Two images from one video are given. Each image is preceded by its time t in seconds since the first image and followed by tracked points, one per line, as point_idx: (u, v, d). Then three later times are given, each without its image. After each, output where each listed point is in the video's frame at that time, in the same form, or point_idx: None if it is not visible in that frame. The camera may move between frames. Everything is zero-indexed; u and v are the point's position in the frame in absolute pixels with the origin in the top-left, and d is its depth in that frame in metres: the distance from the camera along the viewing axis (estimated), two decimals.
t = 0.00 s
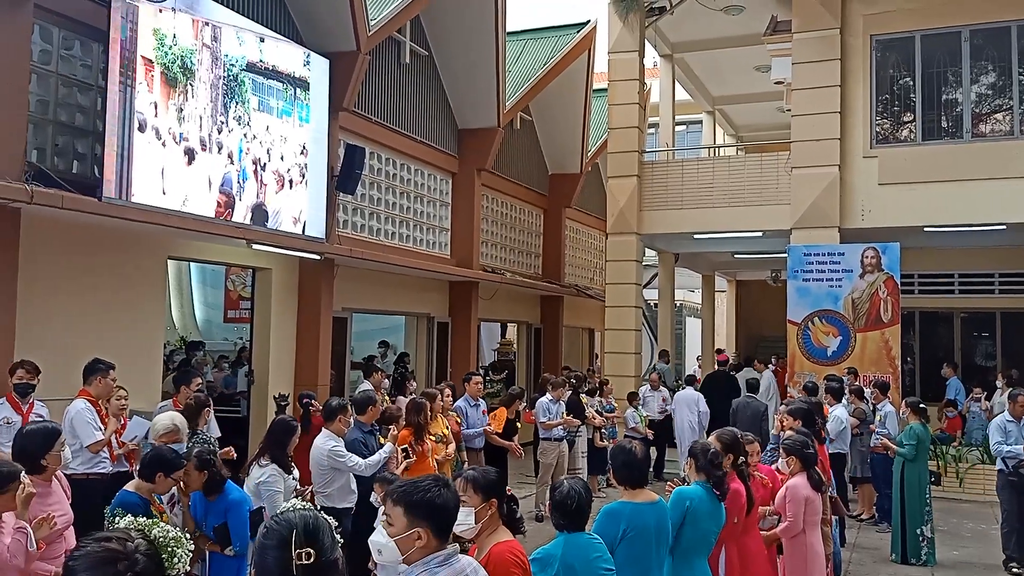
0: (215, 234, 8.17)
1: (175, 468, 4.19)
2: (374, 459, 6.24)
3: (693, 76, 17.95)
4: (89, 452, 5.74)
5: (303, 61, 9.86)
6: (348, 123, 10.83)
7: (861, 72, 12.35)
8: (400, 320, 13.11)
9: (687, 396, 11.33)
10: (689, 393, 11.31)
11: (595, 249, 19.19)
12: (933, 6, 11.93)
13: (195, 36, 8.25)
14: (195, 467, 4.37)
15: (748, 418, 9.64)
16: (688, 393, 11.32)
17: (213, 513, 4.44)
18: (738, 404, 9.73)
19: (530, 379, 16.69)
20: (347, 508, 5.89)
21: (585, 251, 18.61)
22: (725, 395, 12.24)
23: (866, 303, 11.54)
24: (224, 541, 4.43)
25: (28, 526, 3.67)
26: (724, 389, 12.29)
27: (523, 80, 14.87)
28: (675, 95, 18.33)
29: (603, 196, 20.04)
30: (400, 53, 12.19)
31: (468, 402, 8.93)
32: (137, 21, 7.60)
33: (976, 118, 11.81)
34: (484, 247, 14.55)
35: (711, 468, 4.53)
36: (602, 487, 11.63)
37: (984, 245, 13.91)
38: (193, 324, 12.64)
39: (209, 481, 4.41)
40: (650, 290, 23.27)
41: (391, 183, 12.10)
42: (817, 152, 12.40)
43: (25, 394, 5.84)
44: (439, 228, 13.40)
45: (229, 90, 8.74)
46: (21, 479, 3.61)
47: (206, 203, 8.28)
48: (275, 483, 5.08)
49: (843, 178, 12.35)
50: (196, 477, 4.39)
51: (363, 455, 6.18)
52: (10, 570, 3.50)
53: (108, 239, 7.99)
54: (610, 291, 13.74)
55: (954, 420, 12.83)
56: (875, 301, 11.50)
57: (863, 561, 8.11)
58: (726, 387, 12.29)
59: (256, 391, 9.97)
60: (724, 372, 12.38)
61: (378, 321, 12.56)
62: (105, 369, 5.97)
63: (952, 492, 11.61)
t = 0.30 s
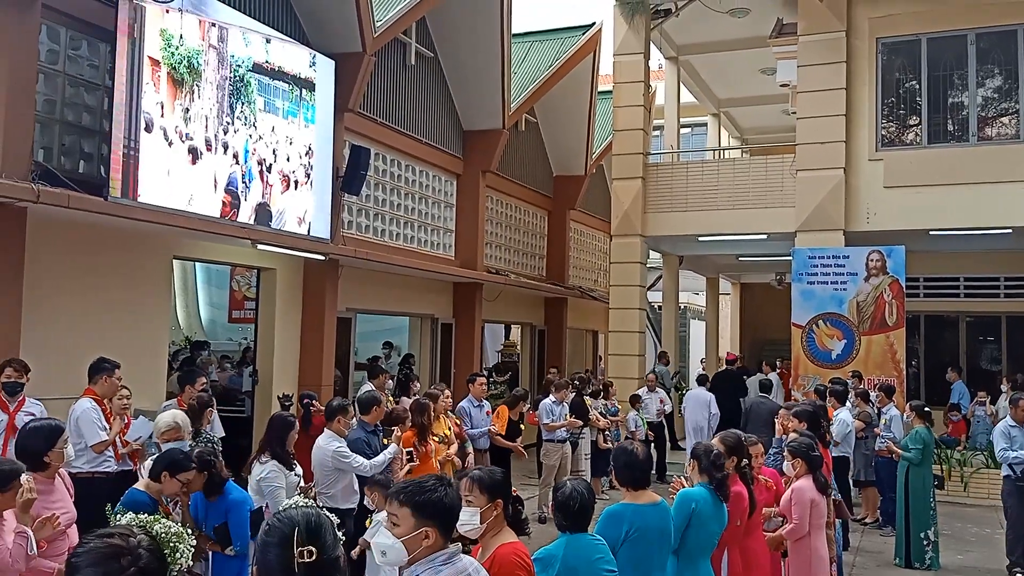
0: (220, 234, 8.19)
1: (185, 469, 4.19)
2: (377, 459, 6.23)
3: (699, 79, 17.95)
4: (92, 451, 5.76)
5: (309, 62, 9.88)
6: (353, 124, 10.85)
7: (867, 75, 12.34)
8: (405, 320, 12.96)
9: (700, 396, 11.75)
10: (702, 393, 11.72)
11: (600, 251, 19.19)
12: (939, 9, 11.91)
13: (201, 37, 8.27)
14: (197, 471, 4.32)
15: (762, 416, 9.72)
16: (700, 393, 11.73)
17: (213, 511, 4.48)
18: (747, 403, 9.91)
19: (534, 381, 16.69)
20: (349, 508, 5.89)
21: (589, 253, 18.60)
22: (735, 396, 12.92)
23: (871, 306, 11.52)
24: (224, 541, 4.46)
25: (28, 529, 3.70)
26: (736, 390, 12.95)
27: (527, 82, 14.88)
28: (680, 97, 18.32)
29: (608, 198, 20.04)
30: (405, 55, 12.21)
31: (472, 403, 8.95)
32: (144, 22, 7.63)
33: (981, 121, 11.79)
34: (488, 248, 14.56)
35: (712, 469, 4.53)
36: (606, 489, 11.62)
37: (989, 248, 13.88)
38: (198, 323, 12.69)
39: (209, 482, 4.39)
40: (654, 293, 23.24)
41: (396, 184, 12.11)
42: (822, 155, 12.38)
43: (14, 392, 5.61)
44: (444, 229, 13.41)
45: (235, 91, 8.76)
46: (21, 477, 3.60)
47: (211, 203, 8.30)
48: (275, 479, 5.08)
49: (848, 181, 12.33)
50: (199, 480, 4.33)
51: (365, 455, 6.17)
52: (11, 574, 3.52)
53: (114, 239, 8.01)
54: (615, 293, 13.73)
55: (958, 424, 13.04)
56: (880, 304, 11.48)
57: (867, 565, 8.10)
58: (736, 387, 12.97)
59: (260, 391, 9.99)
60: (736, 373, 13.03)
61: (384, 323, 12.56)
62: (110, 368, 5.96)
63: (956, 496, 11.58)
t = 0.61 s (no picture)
0: (220, 233, 8.17)
1: (183, 469, 4.16)
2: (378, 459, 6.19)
3: (701, 80, 17.93)
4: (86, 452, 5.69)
5: (310, 62, 9.87)
6: (354, 124, 10.84)
7: (869, 76, 12.31)
8: (405, 321, 13.00)
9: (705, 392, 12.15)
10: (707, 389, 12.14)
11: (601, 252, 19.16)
12: (941, 10, 11.88)
13: (201, 36, 8.26)
14: (199, 469, 4.33)
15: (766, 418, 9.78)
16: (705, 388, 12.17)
17: (212, 511, 4.46)
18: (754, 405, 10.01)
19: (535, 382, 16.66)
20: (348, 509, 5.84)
21: (590, 254, 18.56)
22: (742, 397, 12.94)
23: (873, 308, 11.49)
24: (222, 540, 4.44)
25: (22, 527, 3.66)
26: (745, 391, 12.96)
27: (529, 83, 14.87)
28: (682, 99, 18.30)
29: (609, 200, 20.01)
30: (407, 55, 12.20)
31: (473, 404, 8.69)
32: (144, 21, 7.62)
33: (984, 123, 11.76)
34: (490, 249, 14.54)
35: (712, 469, 4.51)
36: (606, 491, 11.59)
37: (991, 250, 13.84)
38: (199, 324, 12.65)
39: (210, 481, 4.40)
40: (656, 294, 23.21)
41: (397, 185, 12.09)
42: (824, 156, 12.34)
43: (8, 392, 5.58)
44: (445, 230, 13.39)
45: (235, 90, 8.74)
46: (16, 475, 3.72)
47: (211, 203, 8.29)
48: (267, 473, 5.09)
49: (850, 182, 12.30)
50: (200, 478, 4.35)
51: (364, 454, 6.13)
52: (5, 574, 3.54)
53: (113, 237, 7.99)
54: (615, 294, 13.71)
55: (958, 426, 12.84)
56: (881, 306, 11.44)
57: (868, 567, 8.05)
58: (744, 387, 13.01)
59: (260, 391, 9.97)
60: (743, 372, 13.05)
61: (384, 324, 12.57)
62: (108, 368, 5.94)
63: (958, 499, 11.53)
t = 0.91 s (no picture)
0: (220, 236, 8.17)
1: (182, 471, 4.16)
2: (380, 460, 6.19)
3: (701, 83, 17.95)
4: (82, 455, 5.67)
5: (311, 64, 9.88)
6: (354, 127, 10.85)
7: (869, 79, 12.32)
8: (405, 324, 13.10)
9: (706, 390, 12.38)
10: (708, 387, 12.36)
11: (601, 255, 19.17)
12: (941, 13, 11.90)
13: (202, 39, 8.27)
14: (203, 472, 4.33)
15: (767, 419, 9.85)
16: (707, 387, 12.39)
17: (213, 514, 4.46)
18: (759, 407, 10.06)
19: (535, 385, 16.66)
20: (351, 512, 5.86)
21: (590, 257, 18.56)
22: (746, 399, 12.93)
23: (873, 310, 11.49)
24: (223, 543, 4.43)
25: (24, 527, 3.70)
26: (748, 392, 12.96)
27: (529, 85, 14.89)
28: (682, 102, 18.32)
29: (609, 202, 20.02)
30: (407, 58, 12.22)
31: (475, 407, 8.59)
32: (146, 24, 7.64)
33: (983, 126, 11.78)
34: (490, 252, 14.55)
35: (711, 472, 4.51)
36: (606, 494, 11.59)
37: (991, 253, 13.83)
38: (199, 327, 12.66)
39: (213, 483, 4.41)
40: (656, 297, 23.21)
41: (398, 188, 12.10)
42: (825, 158, 12.35)
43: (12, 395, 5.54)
44: (445, 233, 13.39)
45: (237, 93, 8.76)
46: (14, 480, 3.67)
47: (211, 205, 8.29)
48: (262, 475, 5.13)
49: (850, 185, 12.31)
50: (204, 480, 4.35)
51: (365, 457, 6.13)
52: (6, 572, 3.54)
53: (114, 240, 8.00)
54: (616, 296, 13.71)
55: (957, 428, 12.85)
56: (882, 308, 11.44)
57: (868, 569, 8.05)
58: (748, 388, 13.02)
59: (260, 393, 9.98)
60: (746, 374, 13.09)
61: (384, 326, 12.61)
62: (111, 371, 5.91)
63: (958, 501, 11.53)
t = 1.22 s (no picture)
0: (210, 238, 8.14)
1: (171, 475, 4.13)
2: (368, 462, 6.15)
3: (693, 85, 17.98)
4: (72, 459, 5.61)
5: (302, 66, 9.86)
6: (346, 129, 10.83)
7: (860, 82, 12.37)
8: (398, 327, 13.13)
9: (698, 387, 12.59)
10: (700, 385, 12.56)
11: (594, 257, 19.17)
12: (932, 15, 11.95)
13: (193, 41, 8.24)
14: (193, 477, 4.29)
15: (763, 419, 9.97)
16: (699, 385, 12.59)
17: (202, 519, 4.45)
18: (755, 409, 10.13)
19: (527, 387, 16.65)
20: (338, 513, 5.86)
21: (583, 259, 18.57)
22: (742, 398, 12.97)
23: (864, 312, 11.51)
24: (212, 546, 4.39)
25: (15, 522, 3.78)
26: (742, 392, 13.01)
27: (521, 87, 14.88)
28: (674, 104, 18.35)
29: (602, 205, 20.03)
30: (399, 60, 12.21)
31: (468, 410, 8.55)
32: (135, 25, 7.61)
33: (974, 129, 11.82)
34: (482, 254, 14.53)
35: (698, 475, 4.51)
36: (599, 497, 11.58)
37: (981, 254, 13.87)
38: (190, 330, 12.63)
39: (204, 488, 4.40)
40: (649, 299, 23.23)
41: (389, 190, 12.09)
42: (816, 161, 12.38)
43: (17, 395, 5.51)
44: (437, 235, 13.37)
45: (227, 95, 8.73)
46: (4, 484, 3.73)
47: (201, 208, 8.26)
48: (250, 477, 5.14)
49: (842, 187, 12.35)
50: (193, 485, 4.31)
51: (355, 460, 6.11)
52: None
53: (104, 242, 7.96)
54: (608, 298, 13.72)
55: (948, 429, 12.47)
56: (872, 310, 11.47)
57: (860, 570, 8.05)
58: (742, 389, 13.04)
59: (251, 397, 9.94)
60: (741, 377, 13.19)
61: (376, 330, 12.63)
62: (101, 373, 5.88)
63: (949, 502, 11.55)
